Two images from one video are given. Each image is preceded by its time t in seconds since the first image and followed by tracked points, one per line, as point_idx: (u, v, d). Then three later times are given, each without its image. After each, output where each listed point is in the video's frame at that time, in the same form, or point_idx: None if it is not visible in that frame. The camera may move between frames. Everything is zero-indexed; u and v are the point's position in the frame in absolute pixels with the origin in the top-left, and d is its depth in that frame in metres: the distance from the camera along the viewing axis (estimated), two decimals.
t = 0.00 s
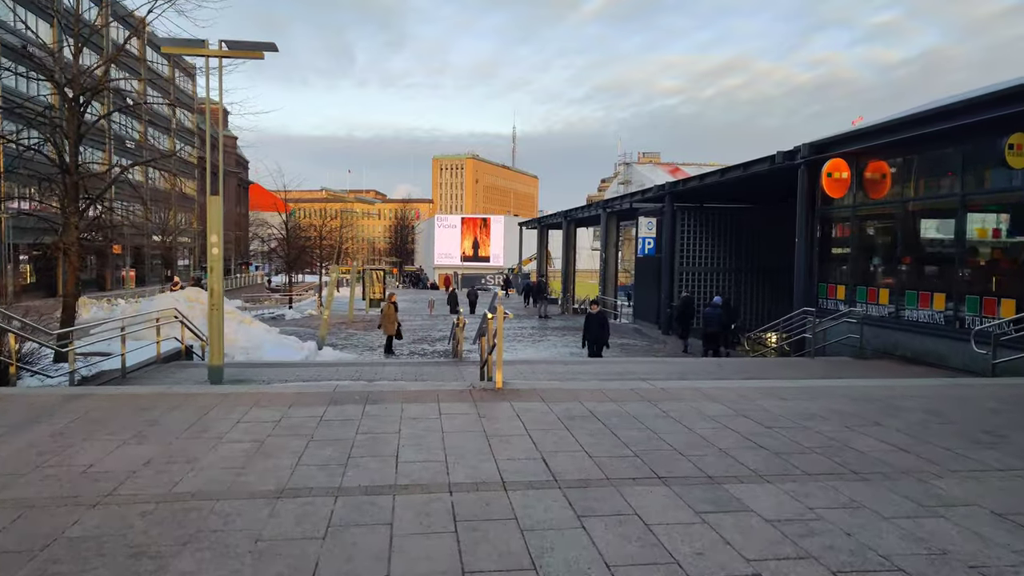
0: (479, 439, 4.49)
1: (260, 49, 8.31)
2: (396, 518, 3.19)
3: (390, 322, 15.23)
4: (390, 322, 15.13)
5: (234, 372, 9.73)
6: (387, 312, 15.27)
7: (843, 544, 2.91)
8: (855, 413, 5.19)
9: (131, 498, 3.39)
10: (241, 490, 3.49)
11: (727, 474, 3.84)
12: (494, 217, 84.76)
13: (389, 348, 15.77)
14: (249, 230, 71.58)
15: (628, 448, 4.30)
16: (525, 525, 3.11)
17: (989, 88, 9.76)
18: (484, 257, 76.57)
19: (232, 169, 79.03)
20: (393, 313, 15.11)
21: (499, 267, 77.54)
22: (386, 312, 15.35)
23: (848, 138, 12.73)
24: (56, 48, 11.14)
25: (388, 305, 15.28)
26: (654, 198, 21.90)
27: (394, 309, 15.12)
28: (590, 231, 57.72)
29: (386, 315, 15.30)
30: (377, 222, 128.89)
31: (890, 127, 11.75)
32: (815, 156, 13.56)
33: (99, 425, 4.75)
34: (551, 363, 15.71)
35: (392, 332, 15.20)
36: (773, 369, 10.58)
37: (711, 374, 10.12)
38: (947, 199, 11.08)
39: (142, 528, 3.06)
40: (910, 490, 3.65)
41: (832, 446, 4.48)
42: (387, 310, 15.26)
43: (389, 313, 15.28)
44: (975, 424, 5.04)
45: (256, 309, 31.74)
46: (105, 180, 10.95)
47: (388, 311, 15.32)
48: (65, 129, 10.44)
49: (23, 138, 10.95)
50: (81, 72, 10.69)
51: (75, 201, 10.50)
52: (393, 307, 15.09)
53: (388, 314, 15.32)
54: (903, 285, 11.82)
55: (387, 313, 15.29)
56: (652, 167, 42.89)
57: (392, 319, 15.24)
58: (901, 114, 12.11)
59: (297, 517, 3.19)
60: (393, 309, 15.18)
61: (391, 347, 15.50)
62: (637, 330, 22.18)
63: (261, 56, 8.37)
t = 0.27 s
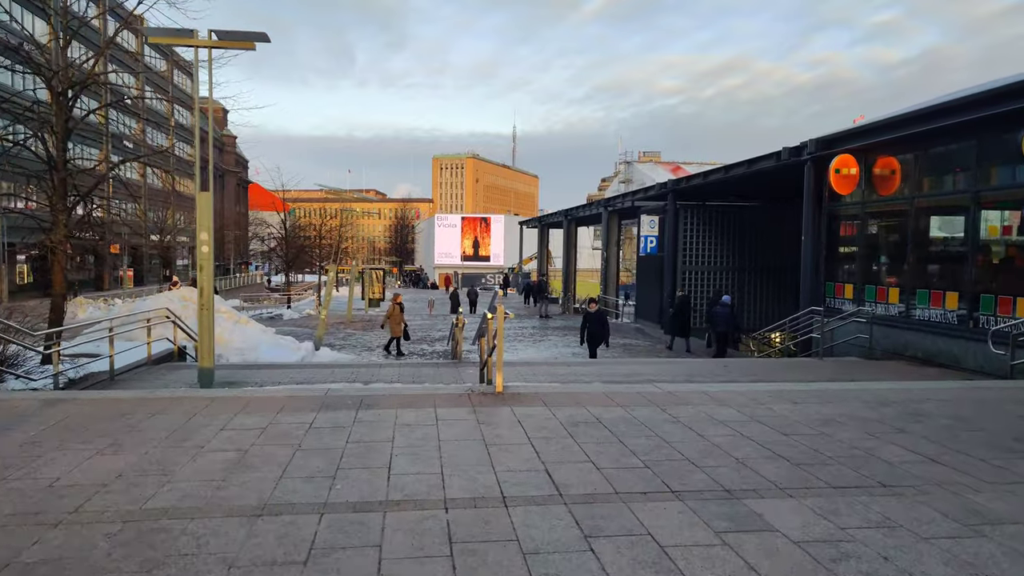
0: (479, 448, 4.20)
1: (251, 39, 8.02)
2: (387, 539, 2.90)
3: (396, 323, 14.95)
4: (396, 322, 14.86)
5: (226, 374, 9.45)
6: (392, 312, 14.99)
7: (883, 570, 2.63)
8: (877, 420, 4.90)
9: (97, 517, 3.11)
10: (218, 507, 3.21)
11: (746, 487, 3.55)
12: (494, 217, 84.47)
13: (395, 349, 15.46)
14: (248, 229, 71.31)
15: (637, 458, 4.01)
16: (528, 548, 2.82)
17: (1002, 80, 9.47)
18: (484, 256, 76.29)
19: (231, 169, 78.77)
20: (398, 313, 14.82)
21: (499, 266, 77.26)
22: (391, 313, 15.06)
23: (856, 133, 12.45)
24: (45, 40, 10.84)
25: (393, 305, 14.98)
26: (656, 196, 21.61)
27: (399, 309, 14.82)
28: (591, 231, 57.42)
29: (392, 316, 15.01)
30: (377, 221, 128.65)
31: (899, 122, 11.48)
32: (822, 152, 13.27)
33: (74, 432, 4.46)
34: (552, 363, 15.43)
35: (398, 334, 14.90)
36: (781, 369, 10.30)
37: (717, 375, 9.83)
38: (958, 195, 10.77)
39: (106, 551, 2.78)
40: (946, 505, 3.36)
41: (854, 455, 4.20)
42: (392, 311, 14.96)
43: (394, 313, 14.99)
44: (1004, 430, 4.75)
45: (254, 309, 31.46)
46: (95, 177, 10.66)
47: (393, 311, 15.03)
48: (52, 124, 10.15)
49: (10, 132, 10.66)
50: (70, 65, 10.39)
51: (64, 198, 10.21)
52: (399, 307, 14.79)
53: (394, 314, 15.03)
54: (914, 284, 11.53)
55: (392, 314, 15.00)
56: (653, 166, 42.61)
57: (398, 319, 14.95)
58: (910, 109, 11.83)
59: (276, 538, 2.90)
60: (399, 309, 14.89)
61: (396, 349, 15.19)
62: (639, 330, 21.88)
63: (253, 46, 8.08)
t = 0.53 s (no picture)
0: (476, 465, 3.91)
1: (241, 30, 7.73)
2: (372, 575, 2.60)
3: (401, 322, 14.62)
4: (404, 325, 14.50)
5: (217, 379, 9.15)
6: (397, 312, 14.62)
7: None
8: (900, 432, 4.60)
9: (53, 546, 2.81)
10: (188, 536, 2.91)
11: (767, 511, 3.25)
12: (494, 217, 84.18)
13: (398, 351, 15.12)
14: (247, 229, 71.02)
15: (647, 477, 3.72)
16: None
17: (1016, 75, 9.20)
18: (484, 256, 75.98)
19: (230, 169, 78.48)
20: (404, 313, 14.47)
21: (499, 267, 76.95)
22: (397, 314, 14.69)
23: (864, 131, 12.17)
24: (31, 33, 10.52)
25: (398, 306, 14.65)
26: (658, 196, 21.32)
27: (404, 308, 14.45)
28: (591, 231, 57.13)
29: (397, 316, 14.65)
30: (377, 221, 128.34)
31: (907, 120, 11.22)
32: (829, 150, 12.99)
33: (42, 446, 4.16)
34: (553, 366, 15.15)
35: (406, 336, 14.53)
36: (789, 373, 10.02)
37: (722, 380, 9.55)
38: (971, 194, 10.48)
39: None
40: (987, 532, 3.06)
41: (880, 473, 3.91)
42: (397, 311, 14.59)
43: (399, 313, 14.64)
44: None
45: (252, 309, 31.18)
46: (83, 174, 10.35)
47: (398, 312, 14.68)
48: (38, 120, 9.85)
49: None
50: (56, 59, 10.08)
51: (50, 196, 9.91)
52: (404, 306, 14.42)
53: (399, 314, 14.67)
54: (924, 286, 11.24)
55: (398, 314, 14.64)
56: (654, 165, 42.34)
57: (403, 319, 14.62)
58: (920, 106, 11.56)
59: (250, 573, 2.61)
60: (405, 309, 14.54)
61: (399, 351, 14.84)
62: (640, 331, 21.59)
63: (243, 38, 7.78)
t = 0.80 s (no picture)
0: (472, 478, 3.63)
1: (229, 20, 7.45)
2: None
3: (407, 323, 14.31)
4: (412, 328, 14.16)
5: (207, 382, 8.87)
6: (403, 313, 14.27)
7: None
8: (925, 440, 4.32)
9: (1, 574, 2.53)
10: (151, 563, 2.62)
11: (791, 531, 2.97)
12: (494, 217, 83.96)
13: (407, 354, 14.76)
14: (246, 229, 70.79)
15: (657, 491, 3.44)
16: None
17: None
18: (484, 256, 75.73)
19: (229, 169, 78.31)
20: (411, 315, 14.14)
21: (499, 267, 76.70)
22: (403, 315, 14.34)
23: (872, 127, 11.92)
24: (19, 26, 10.24)
25: (404, 307, 14.34)
26: (659, 194, 21.05)
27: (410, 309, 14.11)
28: (591, 231, 56.90)
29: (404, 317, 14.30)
30: (377, 222, 128.12)
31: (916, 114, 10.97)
32: (836, 146, 12.72)
33: (7, 457, 3.88)
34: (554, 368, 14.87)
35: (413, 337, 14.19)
36: (798, 375, 9.75)
37: (728, 381, 9.28)
38: (984, 190, 10.20)
39: None
40: None
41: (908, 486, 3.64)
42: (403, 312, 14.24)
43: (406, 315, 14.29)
44: None
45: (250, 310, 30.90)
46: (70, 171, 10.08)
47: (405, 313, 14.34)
48: (24, 115, 9.59)
49: None
50: (43, 52, 9.80)
51: (36, 193, 9.63)
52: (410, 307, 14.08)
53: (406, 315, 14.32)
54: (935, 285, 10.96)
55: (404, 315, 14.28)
56: (654, 165, 42.08)
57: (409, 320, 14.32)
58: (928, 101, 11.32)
59: None
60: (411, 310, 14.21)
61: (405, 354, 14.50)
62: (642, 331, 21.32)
63: (231, 28, 7.50)
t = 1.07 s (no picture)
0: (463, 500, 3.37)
1: (214, 15, 7.18)
2: None
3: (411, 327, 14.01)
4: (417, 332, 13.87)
5: (195, 389, 8.61)
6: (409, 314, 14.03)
7: None
8: (947, 457, 4.08)
9: None
10: None
11: (809, 562, 2.72)
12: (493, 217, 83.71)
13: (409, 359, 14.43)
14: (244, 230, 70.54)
15: (660, 514, 3.19)
16: None
17: None
18: (483, 257, 75.47)
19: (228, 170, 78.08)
20: (415, 317, 13.83)
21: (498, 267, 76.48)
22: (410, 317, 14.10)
23: (877, 125, 11.68)
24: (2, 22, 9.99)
25: (409, 310, 14.09)
26: (660, 195, 20.79)
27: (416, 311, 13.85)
28: (591, 231, 56.65)
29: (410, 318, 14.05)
30: (376, 222, 127.91)
31: (923, 112, 10.74)
32: (840, 145, 12.48)
33: None
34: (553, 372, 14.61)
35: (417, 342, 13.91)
36: (804, 380, 9.50)
37: (732, 387, 9.02)
38: (993, 189, 9.96)
39: None
40: None
41: (932, 508, 3.39)
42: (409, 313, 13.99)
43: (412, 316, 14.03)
44: None
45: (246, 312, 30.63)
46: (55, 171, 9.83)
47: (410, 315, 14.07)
48: (7, 114, 9.34)
49: None
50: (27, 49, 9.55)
51: (20, 194, 9.38)
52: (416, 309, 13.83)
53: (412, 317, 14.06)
54: (943, 287, 10.70)
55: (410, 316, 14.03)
56: (654, 165, 41.83)
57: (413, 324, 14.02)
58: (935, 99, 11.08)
59: None
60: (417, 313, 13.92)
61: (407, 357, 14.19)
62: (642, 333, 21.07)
63: (216, 23, 7.22)
